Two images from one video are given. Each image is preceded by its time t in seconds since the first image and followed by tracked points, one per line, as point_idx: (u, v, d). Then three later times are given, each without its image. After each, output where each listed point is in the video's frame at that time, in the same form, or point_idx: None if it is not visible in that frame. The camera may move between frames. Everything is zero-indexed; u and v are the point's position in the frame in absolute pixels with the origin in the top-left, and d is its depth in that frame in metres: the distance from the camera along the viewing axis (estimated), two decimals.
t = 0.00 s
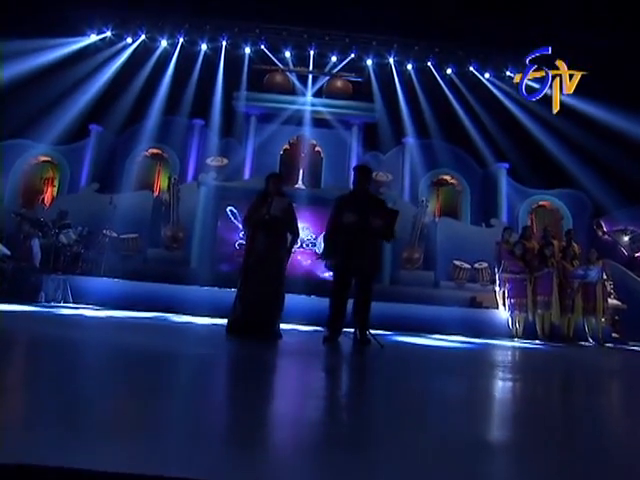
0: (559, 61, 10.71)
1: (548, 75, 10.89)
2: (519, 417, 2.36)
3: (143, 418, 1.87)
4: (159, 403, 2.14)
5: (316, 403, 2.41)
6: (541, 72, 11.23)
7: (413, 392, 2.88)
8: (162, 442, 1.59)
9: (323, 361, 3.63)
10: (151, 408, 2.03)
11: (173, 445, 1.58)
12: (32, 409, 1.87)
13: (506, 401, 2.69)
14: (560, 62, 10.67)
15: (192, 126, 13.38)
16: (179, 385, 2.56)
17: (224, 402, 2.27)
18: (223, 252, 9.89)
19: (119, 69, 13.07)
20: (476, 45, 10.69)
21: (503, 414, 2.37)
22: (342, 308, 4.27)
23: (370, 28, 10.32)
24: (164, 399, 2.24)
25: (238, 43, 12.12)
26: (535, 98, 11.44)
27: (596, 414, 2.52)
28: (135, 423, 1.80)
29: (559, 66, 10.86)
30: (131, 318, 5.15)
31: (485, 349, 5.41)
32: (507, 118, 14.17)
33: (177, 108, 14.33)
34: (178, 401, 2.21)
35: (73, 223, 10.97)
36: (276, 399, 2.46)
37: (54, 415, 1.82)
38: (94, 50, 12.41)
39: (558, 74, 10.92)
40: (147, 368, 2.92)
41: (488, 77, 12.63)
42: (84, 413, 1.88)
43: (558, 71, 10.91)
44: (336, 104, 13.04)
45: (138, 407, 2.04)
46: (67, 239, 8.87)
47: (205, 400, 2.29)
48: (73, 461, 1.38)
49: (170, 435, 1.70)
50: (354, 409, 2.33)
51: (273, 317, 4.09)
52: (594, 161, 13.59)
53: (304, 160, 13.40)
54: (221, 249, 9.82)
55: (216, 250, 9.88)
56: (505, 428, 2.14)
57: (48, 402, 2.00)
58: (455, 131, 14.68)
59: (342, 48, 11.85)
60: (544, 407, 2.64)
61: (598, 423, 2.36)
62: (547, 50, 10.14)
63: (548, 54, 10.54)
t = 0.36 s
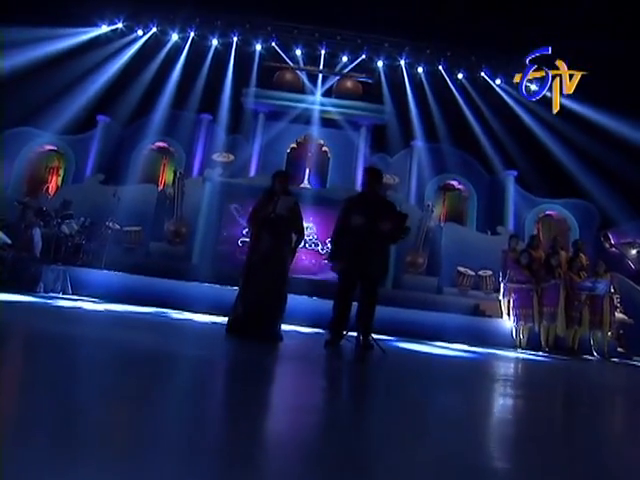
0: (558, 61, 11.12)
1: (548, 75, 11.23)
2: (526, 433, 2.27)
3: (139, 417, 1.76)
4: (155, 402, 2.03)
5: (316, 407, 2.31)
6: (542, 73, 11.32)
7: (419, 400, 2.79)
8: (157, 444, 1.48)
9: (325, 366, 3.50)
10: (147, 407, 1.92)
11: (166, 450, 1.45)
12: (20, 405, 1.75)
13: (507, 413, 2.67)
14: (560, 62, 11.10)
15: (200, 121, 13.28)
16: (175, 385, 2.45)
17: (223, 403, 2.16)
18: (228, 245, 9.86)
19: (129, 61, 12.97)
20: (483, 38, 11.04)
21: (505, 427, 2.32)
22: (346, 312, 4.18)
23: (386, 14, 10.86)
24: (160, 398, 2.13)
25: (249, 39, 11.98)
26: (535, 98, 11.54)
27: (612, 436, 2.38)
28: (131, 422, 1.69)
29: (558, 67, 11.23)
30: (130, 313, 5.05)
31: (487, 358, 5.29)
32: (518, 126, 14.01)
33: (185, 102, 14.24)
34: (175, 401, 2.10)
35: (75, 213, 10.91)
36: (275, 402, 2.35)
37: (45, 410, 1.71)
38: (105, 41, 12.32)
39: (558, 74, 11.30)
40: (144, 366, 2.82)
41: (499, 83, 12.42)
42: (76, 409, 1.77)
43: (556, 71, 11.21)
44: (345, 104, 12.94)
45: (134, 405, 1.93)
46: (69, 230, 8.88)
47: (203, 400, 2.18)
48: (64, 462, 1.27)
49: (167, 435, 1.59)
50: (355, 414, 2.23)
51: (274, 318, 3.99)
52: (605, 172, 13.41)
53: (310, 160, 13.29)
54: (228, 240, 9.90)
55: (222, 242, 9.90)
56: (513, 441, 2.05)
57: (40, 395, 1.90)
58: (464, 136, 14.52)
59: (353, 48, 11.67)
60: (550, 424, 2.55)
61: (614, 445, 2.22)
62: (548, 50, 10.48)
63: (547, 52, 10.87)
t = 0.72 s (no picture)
0: (558, 61, 10.86)
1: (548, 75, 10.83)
2: (526, 442, 2.24)
3: (134, 416, 1.68)
4: (152, 402, 1.95)
5: (316, 412, 2.23)
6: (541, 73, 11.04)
7: (421, 409, 2.72)
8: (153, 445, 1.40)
9: (326, 370, 3.41)
10: (145, 407, 1.84)
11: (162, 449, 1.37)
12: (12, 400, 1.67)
13: (510, 425, 2.60)
14: (560, 62, 10.84)
15: (206, 117, 13.20)
16: (174, 384, 2.36)
17: (218, 405, 2.07)
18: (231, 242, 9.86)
19: (137, 54, 12.90)
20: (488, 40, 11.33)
21: (507, 439, 2.25)
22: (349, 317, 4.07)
23: (390, 13, 11.15)
24: (157, 398, 2.04)
25: (258, 37, 11.91)
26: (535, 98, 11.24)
27: (622, 454, 2.29)
28: (124, 421, 1.61)
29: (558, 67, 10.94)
30: (128, 310, 4.96)
31: (490, 368, 5.18)
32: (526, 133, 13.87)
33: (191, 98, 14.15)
34: (172, 401, 2.01)
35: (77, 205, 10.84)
36: (274, 405, 2.27)
37: (36, 406, 1.64)
38: (113, 33, 12.26)
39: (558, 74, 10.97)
40: (141, 365, 2.74)
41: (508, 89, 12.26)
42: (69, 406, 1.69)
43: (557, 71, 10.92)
44: (352, 105, 12.82)
45: (128, 405, 1.85)
46: (71, 223, 8.81)
47: (202, 401, 2.10)
48: (56, 458, 1.20)
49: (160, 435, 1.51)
50: (355, 422, 2.16)
51: (276, 321, 3.88)
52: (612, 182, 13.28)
53: (316, 160, 13.10)
54: (231, 237, 9.88)
55: (224, 240, 9.86)
56: (513, 452, 2.00)
57: (33, 392, 1.82)
58: (473, 142, 14.40)
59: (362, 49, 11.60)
60: (555, 439, 2.46)
61: (624, 463, 2.12)
62: (548, 50, 10.24)
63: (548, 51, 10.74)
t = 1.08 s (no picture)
0: (558, 61, 10.63)
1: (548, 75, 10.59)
2: (532, 459, 2.16)
3: (127, 427, 1.60)
4: (146, 409, 1.86)
5: (316, 422, 2.14)
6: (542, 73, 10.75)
7: (424, 419, 2.63)
8: (145, 465, 1.31)
9: (325, 376, 3.32)
10: (139, 417, 1.75)
11: (154, 470, 1.28)
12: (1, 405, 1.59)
13: (513, 439, 2.51)
14: (560, 62, 10.63)
15: (211, 113, 13.10)
16: (170, 387, 2.27)
17: (215, 413, 1.98)
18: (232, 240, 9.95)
19: (142, 48, 12.78)
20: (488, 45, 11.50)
21: (511, 455, 2.15)
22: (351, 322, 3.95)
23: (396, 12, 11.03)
24: (153, 404, 1.95)
25: (265, 35, 11.82)
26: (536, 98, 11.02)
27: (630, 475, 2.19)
28: (116, 433, 1.53)
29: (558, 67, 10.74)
30: (126, 308, 4.87)
31: (490, 378, 5.07)
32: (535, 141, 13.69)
33: (197, 94, 14.04)
34: (168, 409, 1.92)
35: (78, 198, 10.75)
36: (273, 412, 2.19)
37: (24, 414, 1.55)
38: (120, 27, 12.15)
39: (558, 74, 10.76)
40: (137, 365, 2.65)
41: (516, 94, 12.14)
42: (57, 416, 1.60)
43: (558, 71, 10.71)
44: (359, 106, 12.73)
45: (121, 413, 1.76)
46: (71, 216, 8.74)
47: (200, 409, 2.01)
48: None
49: (153, 454, 1.41)
50: (356, 433, 2.08)
51: (275, 324, 3.76)
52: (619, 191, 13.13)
53: (321, 160, 13.00)
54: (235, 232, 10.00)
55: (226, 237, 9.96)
56: (516, 470, 1.93)
57: (23, 395, 1.75)
58: (478, 145, 14.27)
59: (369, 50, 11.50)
60: (560, 456, 2.37)
61: None
62: (548, 50, 10.08)
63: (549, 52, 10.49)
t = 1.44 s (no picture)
0: (558, 61, 10.52)
1: (548, 76, 10.40)
2: (528, 471, 2.10)
3: (118, 433, 1.53)
4: (139, 413, 1.77)
5: (313, 427, 2.06)
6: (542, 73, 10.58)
7: (422, 427, 2.56)
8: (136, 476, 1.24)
9: (321, 381, 3.23)
10: (129, 421, 1.66)
11: None
12: None
13: (511, 452, 2.43)
14: (560, 62, 10.51)
15: (212, 108, 12.97)
16: (163, 389, 2.18)
17: (210, 417, 1.90)
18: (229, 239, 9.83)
19: (144, 42, 12.65)
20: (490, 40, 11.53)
21: (510, 468, 2.08)
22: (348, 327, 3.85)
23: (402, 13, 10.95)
24: (145, 407, 1.86)
25: (269, 32, 11.74)
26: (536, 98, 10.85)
27: None
28: (106, 439, 1.45)
29: (559, 67, 10.61)
30: (120, 305, 4.77)
31: (488, 388, 4.96)
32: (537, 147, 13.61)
33: (198, 90, 13.92)
34: (160, 412, 1.83)
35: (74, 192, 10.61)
36: (268, 415, 2.12)
37: (11, 417, 1.47)
38: (122, 19, 12.03)
39: (558, 74, 10.58)
40: (128, 365, 2.55)
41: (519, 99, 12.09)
42: (43, 420, 1.50)
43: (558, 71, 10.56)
44: (361, 106, 12.62)
45: (110, 417, 1.66)
46: (67, 210, 8.64)
47: (192, 412, 1.92)
48: None
49: (143, 464, 1.32)
50: (350, 438, 2.01)
51: (270, 328, 3.65)
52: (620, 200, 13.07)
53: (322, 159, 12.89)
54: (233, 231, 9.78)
55: (225, 234, 9.83)
56: None
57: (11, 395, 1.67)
58: (480, 148, 14.17)
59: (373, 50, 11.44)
60: (560, 470, 2.29)
61: None
62: (548, 50, 10.02)
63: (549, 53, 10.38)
